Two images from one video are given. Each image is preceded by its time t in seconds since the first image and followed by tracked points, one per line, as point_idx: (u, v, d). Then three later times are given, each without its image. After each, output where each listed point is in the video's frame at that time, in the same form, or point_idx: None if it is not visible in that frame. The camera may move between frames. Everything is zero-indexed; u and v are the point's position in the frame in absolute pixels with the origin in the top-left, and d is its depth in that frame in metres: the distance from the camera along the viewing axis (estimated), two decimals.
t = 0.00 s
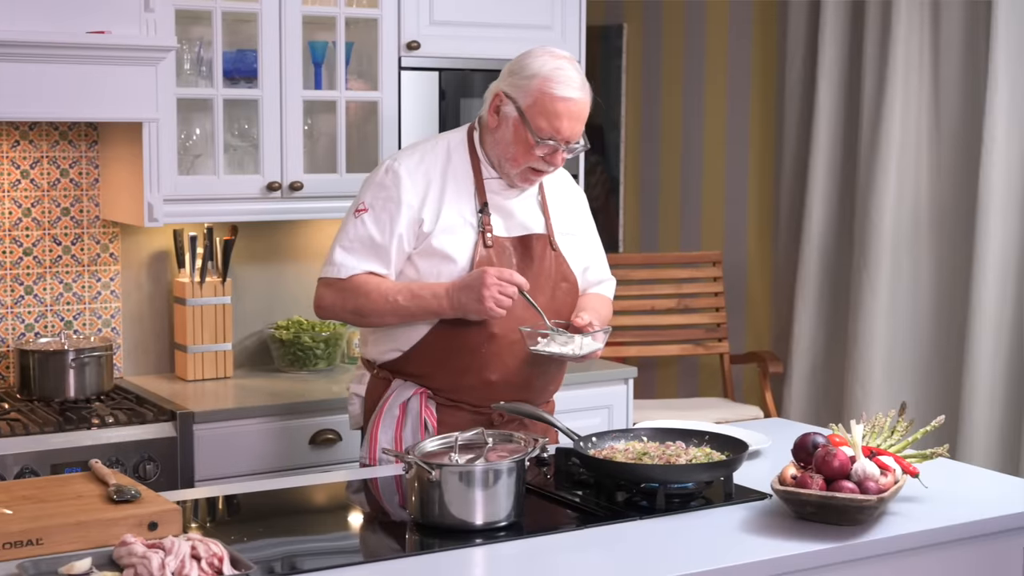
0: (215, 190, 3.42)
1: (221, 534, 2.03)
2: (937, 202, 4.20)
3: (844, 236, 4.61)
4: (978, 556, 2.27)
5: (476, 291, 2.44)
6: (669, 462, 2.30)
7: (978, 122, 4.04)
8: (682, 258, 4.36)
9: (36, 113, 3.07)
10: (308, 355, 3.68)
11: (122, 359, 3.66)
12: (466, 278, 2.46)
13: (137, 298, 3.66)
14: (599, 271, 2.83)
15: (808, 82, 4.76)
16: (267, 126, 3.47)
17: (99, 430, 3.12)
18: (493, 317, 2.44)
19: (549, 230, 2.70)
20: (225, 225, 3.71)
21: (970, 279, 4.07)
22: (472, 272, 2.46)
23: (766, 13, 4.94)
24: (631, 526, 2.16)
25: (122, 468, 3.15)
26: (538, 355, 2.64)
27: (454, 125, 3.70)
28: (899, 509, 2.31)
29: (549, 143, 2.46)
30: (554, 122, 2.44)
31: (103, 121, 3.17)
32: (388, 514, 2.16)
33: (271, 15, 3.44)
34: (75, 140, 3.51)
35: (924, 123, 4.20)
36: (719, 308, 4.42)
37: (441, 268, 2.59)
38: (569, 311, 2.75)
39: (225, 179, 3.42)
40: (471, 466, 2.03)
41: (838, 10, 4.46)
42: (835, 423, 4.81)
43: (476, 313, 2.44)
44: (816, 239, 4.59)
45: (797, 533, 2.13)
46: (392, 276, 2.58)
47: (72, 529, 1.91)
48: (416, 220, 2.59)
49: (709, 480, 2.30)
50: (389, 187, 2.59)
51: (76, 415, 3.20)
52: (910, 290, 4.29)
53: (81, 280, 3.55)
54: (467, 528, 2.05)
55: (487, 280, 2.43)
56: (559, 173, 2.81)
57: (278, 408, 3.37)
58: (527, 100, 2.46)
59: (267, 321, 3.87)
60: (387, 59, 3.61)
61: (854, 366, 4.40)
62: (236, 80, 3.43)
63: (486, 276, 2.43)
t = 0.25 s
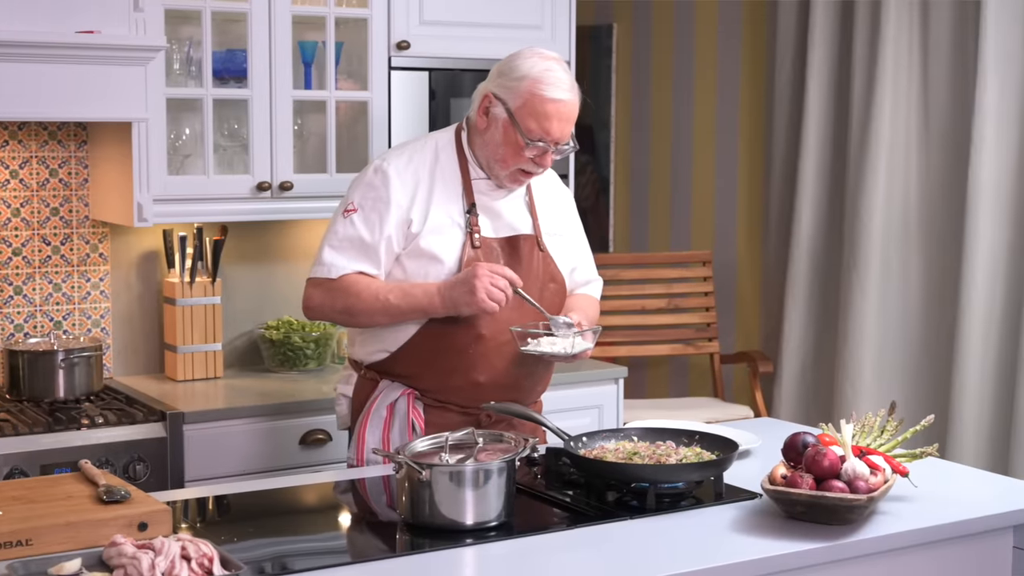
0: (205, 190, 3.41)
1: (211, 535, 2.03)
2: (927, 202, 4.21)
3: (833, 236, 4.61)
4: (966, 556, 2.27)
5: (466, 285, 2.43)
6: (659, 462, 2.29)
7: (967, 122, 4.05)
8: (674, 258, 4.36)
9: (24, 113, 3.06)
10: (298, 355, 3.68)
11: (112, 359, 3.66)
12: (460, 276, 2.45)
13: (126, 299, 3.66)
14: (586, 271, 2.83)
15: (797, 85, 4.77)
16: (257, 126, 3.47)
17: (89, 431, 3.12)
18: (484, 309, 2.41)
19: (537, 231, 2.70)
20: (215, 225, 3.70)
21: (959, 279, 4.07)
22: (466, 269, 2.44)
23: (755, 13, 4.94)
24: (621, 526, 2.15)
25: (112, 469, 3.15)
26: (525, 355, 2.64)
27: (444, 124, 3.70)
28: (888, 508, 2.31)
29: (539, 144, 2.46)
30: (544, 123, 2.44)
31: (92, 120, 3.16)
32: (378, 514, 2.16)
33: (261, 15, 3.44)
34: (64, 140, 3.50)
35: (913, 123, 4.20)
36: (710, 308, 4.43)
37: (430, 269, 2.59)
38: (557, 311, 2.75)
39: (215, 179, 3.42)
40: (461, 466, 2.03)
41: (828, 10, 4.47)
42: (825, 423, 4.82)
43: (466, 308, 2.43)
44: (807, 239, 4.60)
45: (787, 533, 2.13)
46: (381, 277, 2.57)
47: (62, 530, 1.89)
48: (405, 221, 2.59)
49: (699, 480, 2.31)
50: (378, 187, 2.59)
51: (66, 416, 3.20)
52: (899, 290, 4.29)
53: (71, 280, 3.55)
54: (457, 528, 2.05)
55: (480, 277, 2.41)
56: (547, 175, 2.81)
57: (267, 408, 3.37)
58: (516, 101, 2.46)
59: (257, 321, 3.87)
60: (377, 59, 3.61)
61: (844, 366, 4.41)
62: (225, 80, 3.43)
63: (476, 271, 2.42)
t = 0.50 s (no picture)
0: (199, 190, 3.41)
1: (205, 535, 2.03)
2: (920, 203, 4.21)
3: (827, 236, 4.62)
4: (960, 555, 2.27)
5: (456, 277, 2.43)
6: (654, 461, 2.29)
7: (960, 121, 4.06)
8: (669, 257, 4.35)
9: (17, 113, 3.06)
10: (292, 355, 3.68)
11: (106, 359, 3.65)
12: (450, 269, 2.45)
13: (120, 299, 3.66)
14: (579, 271, 2.83)
15: (792, 84, 4.78)
16: (251, 126, 3.46)
17: (83, 431, 3.11)
18: (474, 299, 2.40)
19: (530, 231, 2.70)
20: (209, 225, 3.70)
21: (953, 279, 4.08)
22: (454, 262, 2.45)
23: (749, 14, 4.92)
24: (615, 526, 2.15)
25: (106, 469, 3.14)
26: (519, 355, 2.64)
27: (438, 124, 3.70)
28: (882, 508, 2.31)
29: (533, 144, 2.46)
30: (538, 123, 2.44)
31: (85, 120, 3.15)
32: (372, 514, 2.16)
33: (255, 15, 3.43)
34: (57, 140, 3.50)
35: (907, 123, 4.21)
36: (705, 308, 4.43)
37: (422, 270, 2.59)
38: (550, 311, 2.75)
39: (208, 179, 3.42)
40: (455, 465, 2.03)
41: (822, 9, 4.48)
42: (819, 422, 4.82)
43: (456, 300, 2.42)
44: (801, 238, 4.60)
45: (781, 533, 2.13)
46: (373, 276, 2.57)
47: (56, 530, 1.87)
48: (397, 221, 2.58)
49: (693, 480, 2.31)
50: (371, 187, 2.58)
51: (60, 416, 3.19)
52: (893, 290, 4.30)
53: (64, 280, 3.55)
54: (452, 528, 2.05)
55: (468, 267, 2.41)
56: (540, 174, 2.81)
57: (261, 408, 3.37)
58: (510, 102, 2.46)
59: (251, 321, 3.86)
60: (371, 58, 3.61)
61: (838, 366, 4.41)
62: (219, 80, 3.43)
63: (466, 263, 2.42)
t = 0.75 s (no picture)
0: (194, 190, 3.41)
1: (200, 535, 2.03)
2: (915, 203, 4.21)
3: (824, 236, 4.61)
4: (955, 555, 2.27)
5: (454, 282, 2.43)
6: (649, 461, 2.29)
7: (955, 122, 4.06)
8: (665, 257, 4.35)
9: (12, 113, 3.06)
10: (287, 355, 3.68)
11: (101, 359, 3.65)
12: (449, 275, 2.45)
13: (115, 299, 3.66)
14: (575, 271, 2.84)
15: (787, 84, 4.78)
16: (246, 126, 3.46)
17: (78, 431, 3.10)
18: (470, 304, 2.40)
19: (525, 233, 2.70)
20: (205, 225, 3.70)
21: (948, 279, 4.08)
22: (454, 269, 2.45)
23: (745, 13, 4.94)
24: (610, 526, 2.15)
25: (101, 469, 3.14)
26: (514, 356, 2.64)
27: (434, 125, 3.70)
28: (877, 508, 2.31)
29: (529, 146, 2.46)
30: (534, 124, 2.44)
31: (80, 120, 3.15)
32: (367, 514, 2.16)
33: (250, 15, 3.43)
34: (53, 140, 3.50)
35: (902, 123, 4.21)
36: (700, 307, 4.43)
37: (418, 271, 2.59)
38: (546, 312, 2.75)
39: (204, 179, 3.41)
40: (451, 466, 2.03)
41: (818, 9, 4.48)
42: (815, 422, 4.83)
43: (454, 304, 2.43)
44: (796, 237, 4.60)
45: (777, 533, 2.13)
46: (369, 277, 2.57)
47: (51, 531, 1.87)
48: (393, 222, 2.58)
49: (689, 480, 2.31)
50: (367, 188, 2.58)
51: (55, 416, 3.19)
52: (888, 291, 4.30)
53: (59, 280, 3.54)
54: (448, 528, 2.04)
55: (469, 277, 2.42)
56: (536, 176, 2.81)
57: (256, 408, 3.37)
58: (506, 103, 2.46)
59: (246, 321, 3.86)
60: (366, 58, 3.61)
61: (833, 366, 4.42)
62: (214, 80, 3.42)
63: (465, 270, 2.43)
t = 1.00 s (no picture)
0: (189, 190, 3.41)
1: (194, 536, 2.02)
2: (909, 203, 4.22)
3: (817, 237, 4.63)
4: (949, 555, 2.28)
5: (449, 283, 2.43)
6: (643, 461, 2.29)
7: (948, 122, 4.07)
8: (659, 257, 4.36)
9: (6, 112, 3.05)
10: (281, 355, 3.67)
11: (95, 359, 3.65)
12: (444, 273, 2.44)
13: (109, 299, 3.65)
14: (569, 271, 2.84)
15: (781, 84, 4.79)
16: (240, 126, 3.46)
17: (71, 432, 3.10)
18: (467, 310, 2.41)
19: (521, 233, 2.71)
20: (199, 225, 3.70)
21: (941, 279, 4.09)
22: (450, 268, 2.44)
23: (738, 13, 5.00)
24: (605, 526, 2.15)
25: (95, 469, 3.13)
26: (509, 357, 2.64)
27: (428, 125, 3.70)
28: (871, 508, 2.32)
29: (526, 147, 2.46)
30: (531, 126, 2.44)
31: (74, 120, 3.15)
32: (361, 514, 2.15)
33: (244, 14, 3.43)
34: (46, 140, 3.49)
35: (896, 124, 4.22)
36: (695, 308, 4.44)
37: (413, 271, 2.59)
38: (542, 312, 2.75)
39: (198, 179, 3.41)
40: (445, 465, 2.03)
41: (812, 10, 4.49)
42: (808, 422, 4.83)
43: (449, 306, 2.43)
44: (790, 237, 4.61)
45: (771, 532, 2.13)
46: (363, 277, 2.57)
47: (44, 531, 1.85)
48: (388, 222, 2.58)
49: (683, 480, 2.31)
50: (363, 188, 2.58)
51: (49, 417, 3.18)
52: (882, 291, 4.31)
53: (53, 280, 3.54)
54: (442, 528, 2.04)
55: (464, 277, 2.42)
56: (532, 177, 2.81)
57: (250, 408, 3.36)
58: (503, 104, 2.46)
59: (240, 321, 3.86)
60: (360, 58, 3.61)
61: (827, 366, 4.42)
62: (209, 80, 3.42)
63: (460, 271, 2.42)
